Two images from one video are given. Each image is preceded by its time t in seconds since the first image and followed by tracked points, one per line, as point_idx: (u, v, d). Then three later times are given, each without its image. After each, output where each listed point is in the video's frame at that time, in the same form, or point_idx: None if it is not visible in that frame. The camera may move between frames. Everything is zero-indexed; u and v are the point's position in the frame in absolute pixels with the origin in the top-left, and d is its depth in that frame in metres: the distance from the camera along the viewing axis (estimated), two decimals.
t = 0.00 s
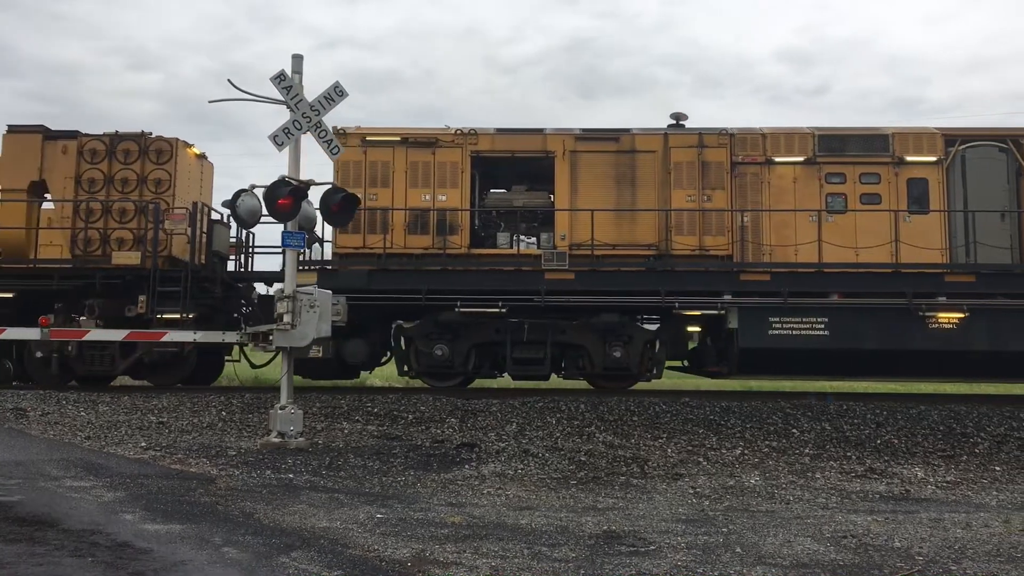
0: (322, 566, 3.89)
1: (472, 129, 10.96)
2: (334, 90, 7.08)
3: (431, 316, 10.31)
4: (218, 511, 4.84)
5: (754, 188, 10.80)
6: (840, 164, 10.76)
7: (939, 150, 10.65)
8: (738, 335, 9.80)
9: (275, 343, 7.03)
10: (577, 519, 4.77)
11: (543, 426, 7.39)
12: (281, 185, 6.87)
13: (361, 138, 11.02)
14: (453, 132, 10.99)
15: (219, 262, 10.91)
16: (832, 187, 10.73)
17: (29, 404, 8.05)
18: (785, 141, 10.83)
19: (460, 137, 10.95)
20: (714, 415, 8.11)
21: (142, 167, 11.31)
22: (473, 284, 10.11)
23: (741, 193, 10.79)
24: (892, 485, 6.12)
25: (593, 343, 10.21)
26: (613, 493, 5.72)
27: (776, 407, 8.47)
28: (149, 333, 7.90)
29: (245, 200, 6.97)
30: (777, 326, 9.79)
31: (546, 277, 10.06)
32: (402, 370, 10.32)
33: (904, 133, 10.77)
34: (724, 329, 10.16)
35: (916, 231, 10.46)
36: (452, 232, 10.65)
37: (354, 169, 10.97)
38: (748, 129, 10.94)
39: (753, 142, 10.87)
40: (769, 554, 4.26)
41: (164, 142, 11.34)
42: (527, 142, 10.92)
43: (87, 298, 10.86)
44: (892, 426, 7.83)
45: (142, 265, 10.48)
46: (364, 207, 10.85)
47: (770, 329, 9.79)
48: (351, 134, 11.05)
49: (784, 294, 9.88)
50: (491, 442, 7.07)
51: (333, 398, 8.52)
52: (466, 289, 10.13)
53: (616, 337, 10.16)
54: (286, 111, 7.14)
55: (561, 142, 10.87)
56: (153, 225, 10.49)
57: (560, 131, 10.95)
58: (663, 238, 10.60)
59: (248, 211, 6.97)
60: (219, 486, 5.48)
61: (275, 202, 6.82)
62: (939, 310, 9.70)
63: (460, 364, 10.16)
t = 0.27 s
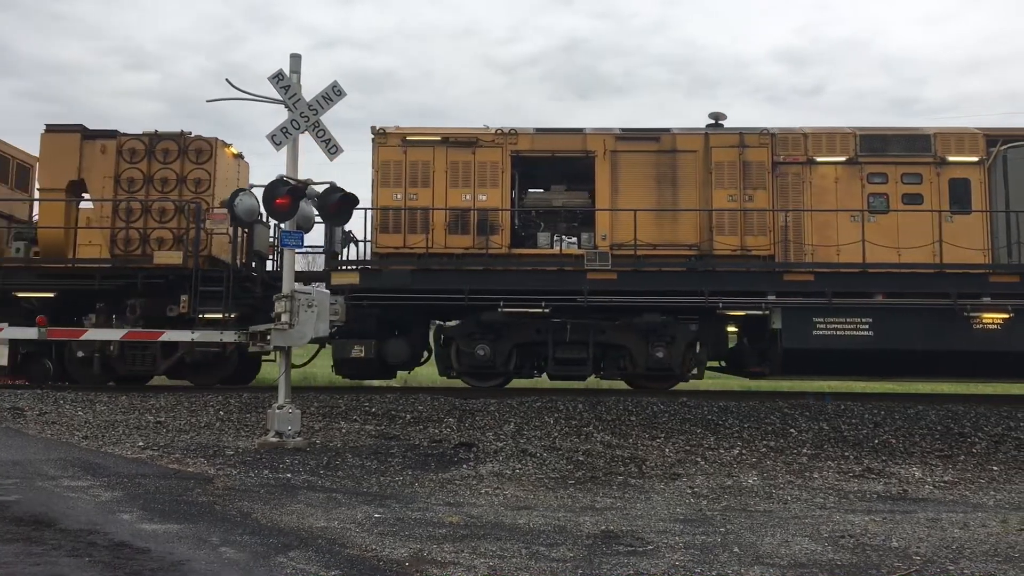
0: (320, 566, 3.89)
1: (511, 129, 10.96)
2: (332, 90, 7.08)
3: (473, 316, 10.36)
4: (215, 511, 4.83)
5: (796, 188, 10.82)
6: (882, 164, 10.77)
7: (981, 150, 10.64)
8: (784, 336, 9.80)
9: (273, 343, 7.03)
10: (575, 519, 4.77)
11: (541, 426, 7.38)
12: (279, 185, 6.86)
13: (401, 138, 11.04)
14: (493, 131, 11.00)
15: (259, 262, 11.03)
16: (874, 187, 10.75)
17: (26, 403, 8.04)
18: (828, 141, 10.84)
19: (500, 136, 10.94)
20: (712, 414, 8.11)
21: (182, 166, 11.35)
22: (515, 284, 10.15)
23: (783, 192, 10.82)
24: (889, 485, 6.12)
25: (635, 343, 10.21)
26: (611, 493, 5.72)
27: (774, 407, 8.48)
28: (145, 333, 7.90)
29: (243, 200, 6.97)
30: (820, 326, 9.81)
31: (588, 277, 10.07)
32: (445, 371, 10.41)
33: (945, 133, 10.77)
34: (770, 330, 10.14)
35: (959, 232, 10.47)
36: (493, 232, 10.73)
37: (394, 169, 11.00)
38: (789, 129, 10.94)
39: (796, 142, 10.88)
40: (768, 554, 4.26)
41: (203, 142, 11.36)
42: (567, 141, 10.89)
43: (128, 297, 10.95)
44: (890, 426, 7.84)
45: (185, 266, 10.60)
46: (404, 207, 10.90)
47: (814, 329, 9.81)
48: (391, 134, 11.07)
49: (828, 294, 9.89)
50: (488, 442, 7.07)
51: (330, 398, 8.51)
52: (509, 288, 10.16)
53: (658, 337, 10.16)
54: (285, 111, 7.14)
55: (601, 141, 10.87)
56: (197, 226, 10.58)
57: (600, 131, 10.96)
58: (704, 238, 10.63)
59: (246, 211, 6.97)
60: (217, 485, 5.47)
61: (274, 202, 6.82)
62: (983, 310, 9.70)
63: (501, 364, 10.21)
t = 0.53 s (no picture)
0: (319, 566, 3.89)
1: (552, 129, 11.02)
2: (330, 90, 7.08)
3: (515, 316, 10.44)
4: (214, 511, 4.83)
5: (839, 188, 10.88)
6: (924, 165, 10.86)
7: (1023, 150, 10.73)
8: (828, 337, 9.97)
9: (271, 343, 7.02)
10: (573, 519, 4.77)
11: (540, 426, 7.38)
12: (277, 185, 6.85)
13: (442, 138, 11.08)
14: (534, 132, 11.05)
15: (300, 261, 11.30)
16: (916, 187, 10.86)
17: (24, 404, 8.03)
18: (870, 142, 10.93)
19: (541, 137, 11.00)
20: (710, 414, 8.11)
21: (222, 167, 11.63)
22: (559, 285, 10.21)
23: (825, 193, 10.87)
24: (887, 485, 6.13)
25: (677, 343, 10.31)
26: (609, 492, 5.72)
27: (773, 407, 8.49)
28: (145, 333, 7.89)
29: (241, 200, 6.96)
30: (864, 326, 9.97)
31: (632, 277, 10.15)
32: (486, 372, 10.45)
33: (987, 133, 10.85)
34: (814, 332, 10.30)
35: (1002, 231, 10.57)
36: (534, 232, 10.76)
37: (435, 169, 11.02)
38: (831, 129, 11.01)
39: (838, 142, 10.95)
40: (766, 554, 4.26)
41: (244, 143, 11.65)
42: (609, 141, 10.95)
43: (169, 298, 11.30)
44: (888, 426, 7.85)
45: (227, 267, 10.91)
46: (445, 208, 10.94)
47: (859, 330, 9.96)
48: (431, 134, 11.11)
49: (873, 295, 10.05)
50: (487, 442, 7.07)
51: (329, 398, 8.51)
52: (551, 289, 10.23)
53: (701, 338, 10.27)
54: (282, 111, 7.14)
55: (643, 142, 10.93)
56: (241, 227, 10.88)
57: (641, 132, 11.03)
58: (746, 238, 10.68)
59: (243, 211, 6.96)
60: (215, 486, 5.47)
61: (271, 201, 6.80)
62: None
63: (543, 364, 10.26)
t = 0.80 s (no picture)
0: (318, 567, 3.89)
1: (594, 130, 11.07)
2: (329, 91, 7.08)
3: (558, 317, 10.45)
4: (213, 512, 4.82)
5: (881, 189, 10.90)
6: (967, 165, 10.88)
7: None
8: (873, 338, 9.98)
9: (270, 344, 7.03)
10: (572, 519, 4.77)
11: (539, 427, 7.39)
12: (275, 186, 6.84)
13: (484, 139, 11.14)
14: (575, 132, 11.11)
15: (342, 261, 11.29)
16: (959, 188, 10.87)
17: (23, 405, 8.03)
18: (912, 143, 10.95)
19: (582, 138, 11.07)
20: (709, 415, 8.12)
21: (263, 168, 11.73)
22: (606, 287, 10.22)
23: (868, 193, 10.88)
24: (886, 485, 6.13)
25: (720, 345, 10.38)
26: (608, 493, 5.73)
27: (772, 408, 8.49)
28: (144, 334, 7.88)
29: (240, 201, 6.96)
30: (910, 328, 9.98)
31: (677, 279, 10.18)
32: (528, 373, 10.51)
33: None
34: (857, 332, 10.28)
35: None
36: (576, 234, 10.85)
37: (476, 170, 11.10)
38: (874, 130, 11.02)
39: (880, 143, 10.97)
40: (765, 555, 4.26)
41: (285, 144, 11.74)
42: (650, 142, 11.00)
43: (213, 299, 11.29)
44: (887, 427, 7.85)
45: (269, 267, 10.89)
46: (487, 208, 11.02)
47: (905, 331, 9.97)
48: (473, 135, 11.16)
49: (919, 296, 10.04)
50: (486, 443, 7.07)
51: (328, 399, 8.51)
52: (596, 291, 10.24)
53: (745, 339, 10.33)
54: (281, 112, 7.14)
55: (685, 143, 10.99)
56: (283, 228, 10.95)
57: (682, 132, 11.07)
58: (789, 239, 10.78)
59: (242, 212, 6.96)
60: (214, 487, 5.47)
61: (270, 203, 6.79)
62: None
63: (585, 365, 10.31)
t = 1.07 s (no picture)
0: (318, 570, 3.89)
1: (635, 132, 11.04)
2: (328, 93, 7.08)
3: (601, 320, 10.45)
4: (212, 515, 4.82)
5: (924, 191, 10.97)
6: (1010, 167, 10.95)
7: None
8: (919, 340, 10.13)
9: (271, 346, 7.02)
10: (571, 522, 4.77)
11: (538, 429, 7.38)
12: (275, 189, 6.83)
13: (525, 141, 11.13)
14: (615, 135, 11.09)
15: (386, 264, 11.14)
16: (1002, 190, 10.94)
17: (22, 408, 8.03)
18: (955, 145, 11.00)
19: (623, 140, 11.05)
20: (709, 417, 8.11)
21: (304, 170, 11.72)
22: (650, 288, 10.21)
23: (910, 196, 10.96)
24: (886, 487, 6.13)
25: (764, 347, 10.45)
26: (607, 495, 5.72)
27: (772, 410, 8.49)
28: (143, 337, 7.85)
29: (240, 203, 6.95)
30: (956, 330, 10.15)
31: (721, 281, 10.17)
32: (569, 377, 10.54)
33: None
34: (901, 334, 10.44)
35: None
36: (618, 236, 10.84)
37: (517, 173, 11.10)
38: (916, 132, 11.07)
39: (923, 145, 11.02)
40: (765, 557, 4.26)
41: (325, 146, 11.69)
42: (691, 144, 10.98)
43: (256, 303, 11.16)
44: (887, 429, 7.85)
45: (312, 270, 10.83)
46: (529, 211, 11.00)
47: (951, 333, 10.14)
48: (515, 138, 11.15)
49: (965, 299, 10.07)
50: (485, 445, 7.07)
51: (328, 401, 8.51)
52: (640, 293, 10.22)
53: (790, 342, 10.38)
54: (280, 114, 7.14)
55: (726, 146, 10.95)
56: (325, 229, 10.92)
57: (723, 134, 11.03)
58: (833, 242, 10.78)
59: (242, 215, 6.96)
60: (213, 490, 5.46)
61: (269, 205, 6.78)
62: None
63: (629, 369, 10.35)
